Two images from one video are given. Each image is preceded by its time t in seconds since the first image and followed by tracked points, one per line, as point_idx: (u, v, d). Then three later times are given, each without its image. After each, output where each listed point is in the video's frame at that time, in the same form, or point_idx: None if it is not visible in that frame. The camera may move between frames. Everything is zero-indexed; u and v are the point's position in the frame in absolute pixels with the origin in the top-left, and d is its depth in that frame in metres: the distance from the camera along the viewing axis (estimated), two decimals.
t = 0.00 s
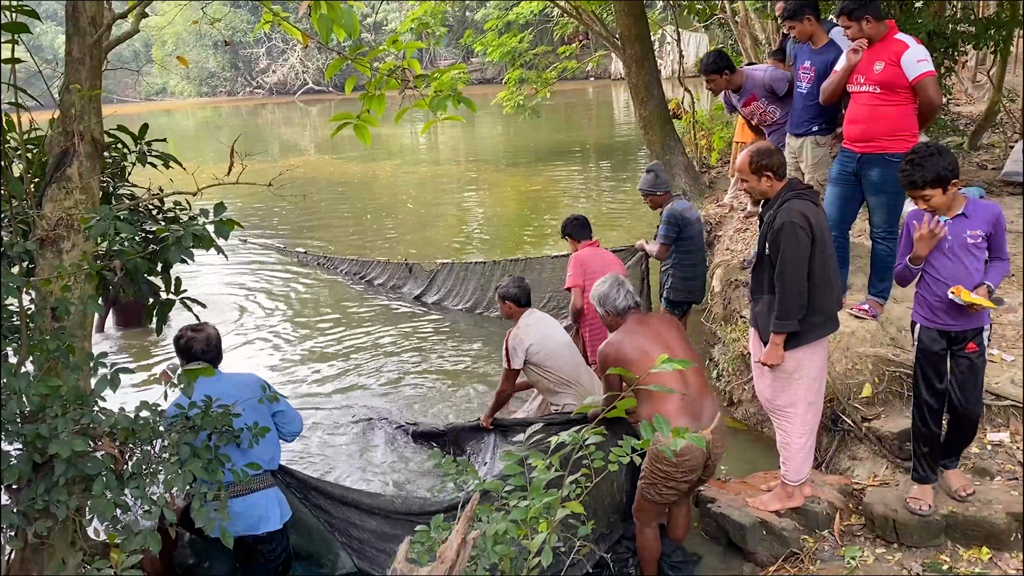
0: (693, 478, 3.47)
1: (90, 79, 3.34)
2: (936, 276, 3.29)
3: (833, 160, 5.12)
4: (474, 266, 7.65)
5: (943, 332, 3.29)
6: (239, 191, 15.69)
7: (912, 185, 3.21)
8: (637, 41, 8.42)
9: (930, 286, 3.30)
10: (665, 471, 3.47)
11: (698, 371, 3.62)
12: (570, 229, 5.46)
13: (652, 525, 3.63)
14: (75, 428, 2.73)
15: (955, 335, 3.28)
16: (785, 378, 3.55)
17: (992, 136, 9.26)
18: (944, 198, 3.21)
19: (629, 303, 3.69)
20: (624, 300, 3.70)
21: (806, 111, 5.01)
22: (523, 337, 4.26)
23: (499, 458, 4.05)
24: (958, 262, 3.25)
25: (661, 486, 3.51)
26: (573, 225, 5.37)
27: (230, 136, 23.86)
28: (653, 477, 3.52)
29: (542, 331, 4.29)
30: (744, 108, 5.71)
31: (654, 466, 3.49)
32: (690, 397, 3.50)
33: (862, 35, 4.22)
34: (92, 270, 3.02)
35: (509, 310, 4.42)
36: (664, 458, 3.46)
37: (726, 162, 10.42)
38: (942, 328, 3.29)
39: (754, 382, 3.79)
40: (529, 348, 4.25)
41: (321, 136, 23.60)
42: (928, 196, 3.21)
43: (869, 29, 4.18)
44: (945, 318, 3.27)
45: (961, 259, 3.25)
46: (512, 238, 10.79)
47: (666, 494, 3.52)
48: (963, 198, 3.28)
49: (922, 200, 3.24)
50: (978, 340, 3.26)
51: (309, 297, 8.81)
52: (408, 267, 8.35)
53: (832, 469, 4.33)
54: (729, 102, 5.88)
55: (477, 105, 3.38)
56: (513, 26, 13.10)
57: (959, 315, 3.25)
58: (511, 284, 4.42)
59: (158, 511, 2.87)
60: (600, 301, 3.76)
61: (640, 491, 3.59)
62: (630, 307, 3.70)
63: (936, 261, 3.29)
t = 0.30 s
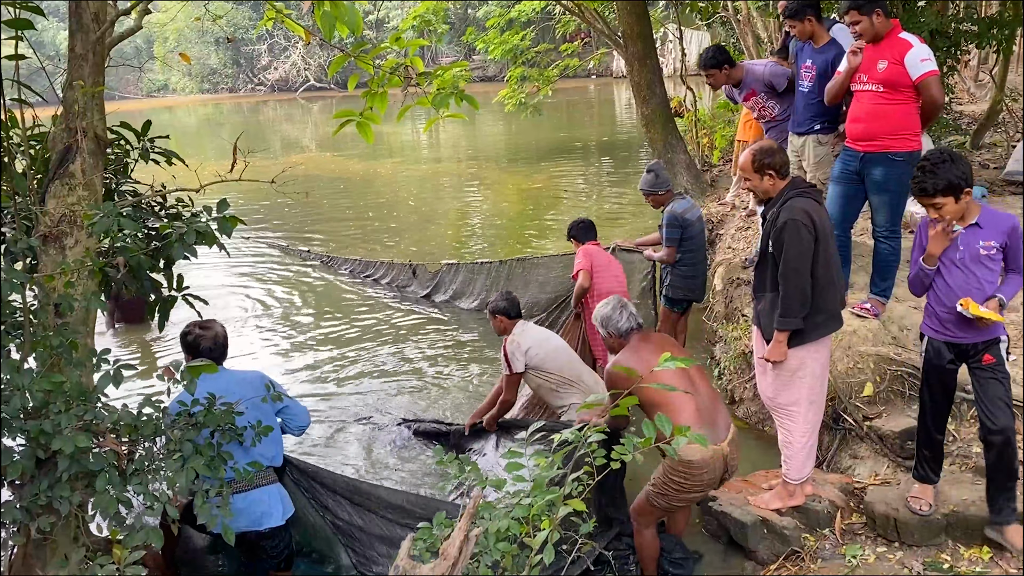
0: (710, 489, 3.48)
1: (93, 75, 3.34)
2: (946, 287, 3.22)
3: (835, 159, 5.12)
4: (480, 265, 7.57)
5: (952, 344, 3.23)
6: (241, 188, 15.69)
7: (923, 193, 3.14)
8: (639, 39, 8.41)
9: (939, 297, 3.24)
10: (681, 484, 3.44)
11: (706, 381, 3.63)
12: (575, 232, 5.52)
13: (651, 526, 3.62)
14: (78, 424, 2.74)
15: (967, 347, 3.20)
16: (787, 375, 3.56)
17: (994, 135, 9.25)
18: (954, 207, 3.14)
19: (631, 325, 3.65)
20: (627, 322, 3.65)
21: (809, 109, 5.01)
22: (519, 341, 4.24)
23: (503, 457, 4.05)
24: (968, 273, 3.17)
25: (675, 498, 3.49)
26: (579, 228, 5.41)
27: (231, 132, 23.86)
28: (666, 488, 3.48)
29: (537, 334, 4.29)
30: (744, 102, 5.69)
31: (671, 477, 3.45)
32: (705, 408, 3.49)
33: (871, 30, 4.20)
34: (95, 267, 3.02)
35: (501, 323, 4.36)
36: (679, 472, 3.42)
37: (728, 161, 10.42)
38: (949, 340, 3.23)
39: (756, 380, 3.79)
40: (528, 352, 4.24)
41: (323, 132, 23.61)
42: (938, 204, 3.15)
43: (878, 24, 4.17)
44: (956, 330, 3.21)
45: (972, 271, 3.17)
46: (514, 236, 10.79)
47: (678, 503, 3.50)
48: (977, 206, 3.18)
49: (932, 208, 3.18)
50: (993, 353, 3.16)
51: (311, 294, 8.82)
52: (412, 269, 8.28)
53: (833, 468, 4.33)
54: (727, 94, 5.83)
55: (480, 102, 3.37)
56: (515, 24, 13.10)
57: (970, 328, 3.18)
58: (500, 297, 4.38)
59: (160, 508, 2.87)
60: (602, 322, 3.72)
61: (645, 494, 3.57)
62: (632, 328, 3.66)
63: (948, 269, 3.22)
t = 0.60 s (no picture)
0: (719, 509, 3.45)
1: (96, 71, 3.34)
2: (991, 313, 2.99)
3: (836, 157, 5.12)
4: (487, 260, 7.64)
5: (989, 374, 3.03)
6: (242, 184, 15.68)
7: (970, 212, 2.87)
8: (642, 38, 8.41)
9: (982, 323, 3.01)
10: (692, 501, 3.39)
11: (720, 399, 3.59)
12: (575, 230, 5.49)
13: (647, 529, 3.59)
14: (80, 420, 2.74)
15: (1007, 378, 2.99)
16: (794, 374, 3.56)
17: (996, 135, 9.24)
18: (1005, 231, 2.86)
19: (646, 339, 3.57)
20: (642, 336, 3.57)
21: (809, 108, 5.02)
22: (520, 348, 4.27)
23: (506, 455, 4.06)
24: (1015, 303, 2.91)
25: (683, 513, 3.44)
26: (578, 223, 5.39)
27: (233, 129, 23.85)
28: (675, 502, 3.43)
29: (539, 342, 4.30)
30: (747, 88, 5.68)
31: (681, 494, 3.40)
32: (720, 430, 3.47)
33: (874, 30, 4.20)
34: (97, 263, 3.02)
35: (502, 331, 4.38)
36: (690, 491, 3.38)
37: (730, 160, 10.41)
38: (987, 369, 3.03)
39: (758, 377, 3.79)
40: (529, 359, 4.26)
41: (324, 129, 23.60)
42: (989, 227, 2.87)
43: (881, 24, 4.18)
44: (995, 360, 3.00)
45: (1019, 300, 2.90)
46: (515, 233, 10.79)
47: (684, 517, 3.45)
48: None
49: (983, 231, 2.90)
50: None
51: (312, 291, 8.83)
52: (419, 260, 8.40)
53: (834, 467, 4.33)
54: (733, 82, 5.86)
55: (481, 101, 3.37)
56: (518, 21, 13.08)
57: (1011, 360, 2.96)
58: (503, 306, 4.37)
59: (162, 504, 2.88)
60: (617, 333, 3.63)
61: (648, 497, 3.51)
62: (647, 343, 3.59)
63: (995, 295, 2.98)
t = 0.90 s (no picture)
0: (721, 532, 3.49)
1: (97, 68, 3.34)
2: None
3: (834, 156, 5.11)
4: (490, 256, 7.62)
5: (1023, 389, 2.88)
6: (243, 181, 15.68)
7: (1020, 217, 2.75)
8: (643, 36, 8.40)
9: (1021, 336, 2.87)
10: (695, 524, 3.43)
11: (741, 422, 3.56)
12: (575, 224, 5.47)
13: (644, 535, 3.61)
14: (79, 417, 2.75)
15: None
16: (798, 375, 3.56)
17: (997, 135, 9.23)
18: None
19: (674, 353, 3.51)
20: (670, 348, 3.51)
21: (808, 106, 5.03)
22: (543, 348, 4.21)
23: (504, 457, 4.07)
24: None
25: (685, 532, 3.47)
26: (580, 218, 5.38)
27: (234, 125, 23.83)
28: (677, 521, 3.46)
29: (563, 344, 4.23)
30: (751, 77, 5.69)
31: (685, 515, 3.43)
32: (736, 458, 3.46)
33: (877, 29, 4.19)
34: (98, 260, 3.02)
35: (524, 326, 4.36)
36: (695, 515, 3.41)
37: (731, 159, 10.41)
38: None
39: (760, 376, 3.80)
40: (551, 360, 4.20)
41: (325, 125, 23.58)
42: None
43: (884, 24, 4.16)
44: None
45: None
46: (516, 231, 10.78)
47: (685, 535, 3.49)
48: None
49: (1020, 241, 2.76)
50: None
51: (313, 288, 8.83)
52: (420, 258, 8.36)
53: (832, 467, 4.32)
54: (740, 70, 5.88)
55: (482, 98, 3.35)
56: (519, 18, 13.06)
57: None
58: (528, 302, 4.36)
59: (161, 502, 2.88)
60: (644, 343, 3.56)
61: (651, 506, 3.54)
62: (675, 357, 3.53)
63: None
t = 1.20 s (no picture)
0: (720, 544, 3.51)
1: (98, 67, 3.34)
2: None
3: (831, 158, 5.10)
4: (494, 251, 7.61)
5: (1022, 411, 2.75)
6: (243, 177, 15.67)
7: (1008, 227, 2.71)
8: (644, 35, 8.40)
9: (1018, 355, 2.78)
10: (695, 535, 3.45)
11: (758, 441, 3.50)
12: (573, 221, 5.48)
13: (644, 540, 3.65)
14: (80, 418, 2.75)
15: None
16: (797, 378, 3.57)
17: (998, 135, 9.23)
18: None
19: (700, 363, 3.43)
20: (695, 356, 3.43)
21: (806, 108, 5.01)
22: (587, 353, 4.27)
23: (501, 455, 4.07)
24: None
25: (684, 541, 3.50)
26: (578, 216, 5.38)
27: (234, 120, 23.81)
28: (678, 531, 3.48)
29: (604, 353, 4.30)
30: (755, 75, 5.68)
31: (685, 525, 3.45)
32: (747, 480, 3.43)
33: (884, 28, 4.18)
34: (99, 260, 3.02)
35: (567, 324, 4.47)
36: (697, 528, 3.42)
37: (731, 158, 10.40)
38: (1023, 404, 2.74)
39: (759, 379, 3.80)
40: (589, 369, 4.27)
41: (325, 121, 23.56)
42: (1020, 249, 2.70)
43: (891, 23, 4.16)
44: None
45: None
46: (516, 228, 10.77)
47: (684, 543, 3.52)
48: None
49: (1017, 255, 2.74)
50: None
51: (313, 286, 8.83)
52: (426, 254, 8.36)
53: (831, 469, 4.33)
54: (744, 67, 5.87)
55: (483, 99, 3.32)
56: (521, 14, 13.04)
57: None
58: (575, 301, 4.50)
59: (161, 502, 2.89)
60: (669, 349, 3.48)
61: (652, 514, 3.57)
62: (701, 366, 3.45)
63: None
